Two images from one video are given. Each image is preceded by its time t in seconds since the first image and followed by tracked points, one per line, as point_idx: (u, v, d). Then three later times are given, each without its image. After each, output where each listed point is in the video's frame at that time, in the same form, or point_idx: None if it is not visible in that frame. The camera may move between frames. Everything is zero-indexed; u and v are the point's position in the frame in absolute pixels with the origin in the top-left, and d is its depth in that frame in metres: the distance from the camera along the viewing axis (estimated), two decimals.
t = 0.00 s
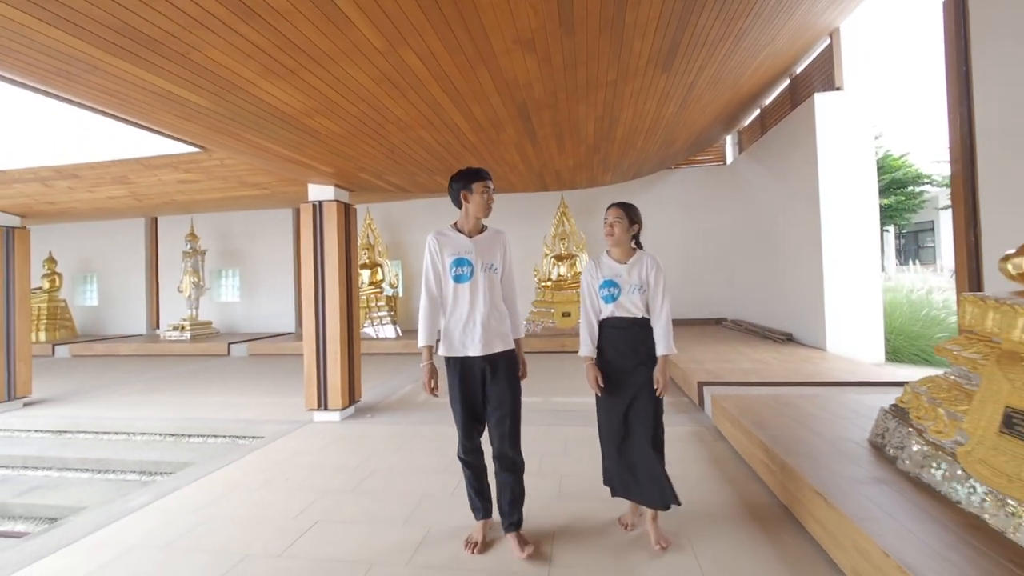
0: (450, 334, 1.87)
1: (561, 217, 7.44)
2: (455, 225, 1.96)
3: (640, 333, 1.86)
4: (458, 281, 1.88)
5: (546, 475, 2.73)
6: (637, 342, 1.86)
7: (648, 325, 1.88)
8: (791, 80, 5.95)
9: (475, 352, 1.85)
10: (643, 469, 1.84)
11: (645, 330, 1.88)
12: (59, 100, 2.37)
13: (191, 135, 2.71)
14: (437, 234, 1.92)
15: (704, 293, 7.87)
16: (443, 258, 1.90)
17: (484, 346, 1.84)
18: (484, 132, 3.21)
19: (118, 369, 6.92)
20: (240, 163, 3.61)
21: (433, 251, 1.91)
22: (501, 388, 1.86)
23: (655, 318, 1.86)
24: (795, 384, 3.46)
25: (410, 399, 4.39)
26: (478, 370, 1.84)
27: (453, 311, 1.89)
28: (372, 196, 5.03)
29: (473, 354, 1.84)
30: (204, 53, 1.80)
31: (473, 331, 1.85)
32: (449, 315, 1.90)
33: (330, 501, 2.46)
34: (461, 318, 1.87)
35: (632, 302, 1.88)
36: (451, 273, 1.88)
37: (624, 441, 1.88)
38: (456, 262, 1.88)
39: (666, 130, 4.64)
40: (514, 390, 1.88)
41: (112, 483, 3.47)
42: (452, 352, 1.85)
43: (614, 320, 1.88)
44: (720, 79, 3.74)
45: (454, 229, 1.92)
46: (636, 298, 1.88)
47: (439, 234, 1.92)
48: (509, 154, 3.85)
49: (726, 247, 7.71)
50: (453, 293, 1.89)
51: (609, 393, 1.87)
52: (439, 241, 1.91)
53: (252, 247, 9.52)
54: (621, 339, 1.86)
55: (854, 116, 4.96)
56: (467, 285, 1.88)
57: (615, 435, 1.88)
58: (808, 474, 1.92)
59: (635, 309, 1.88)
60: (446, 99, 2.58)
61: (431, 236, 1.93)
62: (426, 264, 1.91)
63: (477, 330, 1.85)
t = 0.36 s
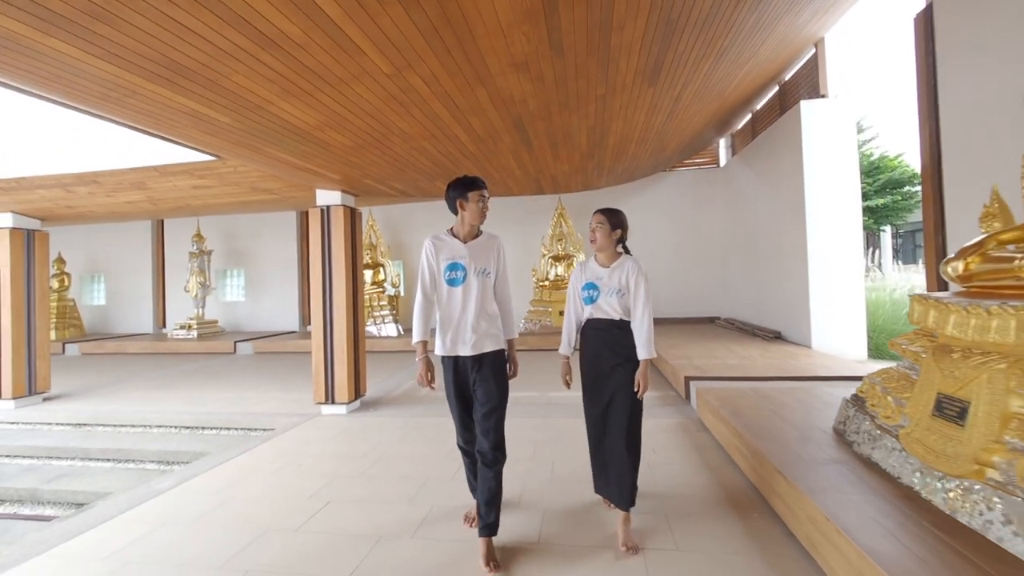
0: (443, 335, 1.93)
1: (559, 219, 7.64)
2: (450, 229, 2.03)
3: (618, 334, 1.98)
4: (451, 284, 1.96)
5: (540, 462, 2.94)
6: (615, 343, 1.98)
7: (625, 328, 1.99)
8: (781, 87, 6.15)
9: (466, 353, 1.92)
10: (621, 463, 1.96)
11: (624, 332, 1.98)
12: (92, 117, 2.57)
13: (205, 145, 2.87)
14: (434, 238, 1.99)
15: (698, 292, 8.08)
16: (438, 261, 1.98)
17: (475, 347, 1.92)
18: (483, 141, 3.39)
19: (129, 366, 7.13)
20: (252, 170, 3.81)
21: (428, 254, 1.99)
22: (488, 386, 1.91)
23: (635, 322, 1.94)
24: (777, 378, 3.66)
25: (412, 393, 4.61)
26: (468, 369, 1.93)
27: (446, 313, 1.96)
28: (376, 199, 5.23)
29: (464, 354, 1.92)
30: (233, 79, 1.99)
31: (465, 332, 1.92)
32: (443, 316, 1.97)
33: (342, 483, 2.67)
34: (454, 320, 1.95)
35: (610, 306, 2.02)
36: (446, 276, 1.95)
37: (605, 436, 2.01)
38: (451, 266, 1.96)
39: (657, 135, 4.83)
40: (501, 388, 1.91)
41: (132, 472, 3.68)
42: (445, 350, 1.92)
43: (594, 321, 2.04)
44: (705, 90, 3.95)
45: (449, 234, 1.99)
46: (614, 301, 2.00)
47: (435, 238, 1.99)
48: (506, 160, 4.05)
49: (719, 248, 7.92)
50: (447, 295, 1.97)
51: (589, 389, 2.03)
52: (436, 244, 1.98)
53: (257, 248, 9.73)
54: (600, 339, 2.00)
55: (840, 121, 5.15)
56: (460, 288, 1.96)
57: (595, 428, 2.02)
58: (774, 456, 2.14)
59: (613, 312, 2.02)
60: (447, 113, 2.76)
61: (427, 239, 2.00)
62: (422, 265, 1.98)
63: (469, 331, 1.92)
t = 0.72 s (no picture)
0: (446, 335, 2.05)
1: (557, 221, 7.82)
2: (457, 232, 2.16)
3: (611, 336, 2.09)
4: (455, 285, 2.07)
5: (537, 453, 3.13)
6: (609, 345, 2.09)
7: (620, 328, 2.11)
8: (771, 94, 6.35)
9: (467, 352, 2.02)
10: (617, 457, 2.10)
11: (616, 332, 2.10)
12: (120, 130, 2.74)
13: (219, 155, 3.02)
14: (442, 239, 2.12)
15: (693, 293, 8.28)
16: (444, 263, 2.11)
17: (475, 347, 2.00)
18: (483, 150, 3.56)
19: (137, 365, 7.30)
20: (263, 177, 3.99)
21: (436, 256, 2.12)
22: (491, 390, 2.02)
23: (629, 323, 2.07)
24: (763, 375, 3.86)
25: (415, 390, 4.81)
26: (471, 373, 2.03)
27: (450, 313, 2.08)
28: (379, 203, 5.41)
29: (465, 354, 2.01)
30: (257, 100, 2.16)
31: (467, 331, 2.02)
32: (447, 316, 2.09)
33: (352, 472, 2.86)
34: (457, 320, 2.05)
35: (603, 306, 2.14)
36: (449, 277, 2.07)
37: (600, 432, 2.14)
38: (455, 267, 2.08)
39: (649, 143, 5.01)
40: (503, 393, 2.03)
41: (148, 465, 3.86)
42: (447, 349, 2.03)
43: (589, 322, 2.15)
44: (695, 100, 4.13)
45: (455, 236, 2.11)
46: (607, 301, 2.13)
47: (442, 241, 2.12)
48: (504, 167, 4.23)
49: (713, 249, 8.13)
50: (451, 296, 2.08)
51: (583, 390, 2.12)
52: (443, 246, 2.10)
53: (260, 250, 9.90)
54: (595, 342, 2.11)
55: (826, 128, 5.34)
56: (463, 290, 2.07)
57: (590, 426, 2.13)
58: (751, 444, 2.34)
59: (606, 311, 2.13)
60: (450, 126, 2.93)
61: (435, 241, 2.14)
62: (429, 267, 2.12)
63: (471, 331, 2.01)
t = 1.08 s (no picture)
0: (455, 332, 2.07)
1: (555, 221, 7.98)
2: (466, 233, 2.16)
3: (611, 332, 2.11)
4: (463, 284, 2.08)
5: (539, 441, 3.32)
6: (609, 340, 2.11)
7: (618, 324, 2.13)
8: (764, 97, 6.53)
9: (475, 350, 2.03)
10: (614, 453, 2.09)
11: (615, 328, 2.12)
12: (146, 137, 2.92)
13: (237, 158, 3.17)
14: (451, 240, 2.14)
15: (688, 290, 8.49)
16: (453, 263, 2.13)
17: (483, 345, 2.02)
18: (486, 153, 3.73)
19: (145, 362, 7.46)
20: (274, 179, 4.15)
21: (446, 256, 2.15)
22: (498, 387, 2.04)
23: (624, 319, 2.09)
24: (752, 367, 4.06)
25: (419, 384, 4.98)
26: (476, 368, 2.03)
27: (460, 311, 2.10)
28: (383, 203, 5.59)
29: (473, 351, 2.03)
30: (280, 111, 2.34)
31: (476, 330, 2.03)
32: (457, 314, 2.11)
33: (364, 458, 3.04)
34: (465, 318, 2.06)
35: (603, 305, 2.13)
36: (458, 276, 2.09)
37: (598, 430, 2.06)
38: (463, 266, 2.09)
39: (646, 145, 5.19)
40: (509, 393, 2.04)
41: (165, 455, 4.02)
42: (457, 348, 2.05)
43: (588, 318, 2.14)
44: (689, 106, 4.32)
45: (463, 236, 2.12)
46: (607, 299, 2.13)
47: (451, 241, 2.14)
48: (505, 170, 4.40)
49: (708, 248, 8.33)
50: (460, 294, 2.09)
51: (583, 384, 2.08)
52: (452, 247, 2.12)
53: (262, 249, 10.05)
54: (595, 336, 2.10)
55: (816, 131, 5.51)
56: (471, 289, 2.07)
57: (588, 423, 2.06)
58: (738, 429, 2.52)
59: (605, 309, 2.12)
60: (456, 132, 3.10)
61: (445, 242, 2.16)
62: (439, 268, 2.15)
63: (479, 330, 2.02)
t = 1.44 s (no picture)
0: (448, 332, 2.08)
1: (550, 223, 8.13)
2: (456, 233, 2.19)
3: (597, 332, 2.15)
4: (455, 284, 2.10)
5: (535, 433, 3.49)
6: (596, 340, 2.16)
7: (605, 322, 2.21)
8: (753, 103, 6.72)
9: (468, 349, 2.05)
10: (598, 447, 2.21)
11: (602, 326, 2.18)
12: (163, 143, 3.06)
13: (247, 162, 3.30)
14: (441, 241, 2.16)
15: (681, 290, 8.69)
16: (444, 263, 2.15)
17: (476, 344, 2.04)
18: (484, 158, 3.89)
19: (147, 360, 7.58)
20: (279, 182, 4.29)
21: (436, 257, 2.17)
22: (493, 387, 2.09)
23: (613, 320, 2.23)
24: (739, 363, 4.24)
25: (419, 380, 5.14)
26: (472, 367, 2.07)
27: (452, 311, 2.11)
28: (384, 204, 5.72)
29: (467, 351, 2.05)
30: (294, 121, 2.49)
31: (469, 329, 2.06)
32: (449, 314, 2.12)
33: (370, 449, 3.19)
34: (458, 318, 2.08)
35: (591, 301, 2.21)
36: (449, 276, 2.11)
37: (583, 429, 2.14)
38: (454, 267, 2.11)
39: (638, 150, 5.37)
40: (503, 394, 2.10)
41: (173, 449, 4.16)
42: (450, 347, 2.06)
43: (576, 317, 2.18)
44: (679, 112, 4.50)
45: (453, 237, 2.15)
46: (596, 297, 2.22)
47: (441, 242, 2.17)
48: (503, 173, 4.57)
49: (700, 249, 8.53)
50: (452, 295, 2.11)
51: (567, 383, 2.13)
52: (444, 248, 2.15)
53: (262, 249, 10.17)
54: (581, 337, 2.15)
55: (803, 136, 5.70)
56: (463, 288, 2.10)
57: (574, 422, 2.13)
58: (720, 419, 2.70)
59: (595, 307, 2.21)
60: (457, 138, 3.25)
61: (435, 244, 2.18)
62: (431, 270, 2.17)
63: (472, 329, 2.05)
